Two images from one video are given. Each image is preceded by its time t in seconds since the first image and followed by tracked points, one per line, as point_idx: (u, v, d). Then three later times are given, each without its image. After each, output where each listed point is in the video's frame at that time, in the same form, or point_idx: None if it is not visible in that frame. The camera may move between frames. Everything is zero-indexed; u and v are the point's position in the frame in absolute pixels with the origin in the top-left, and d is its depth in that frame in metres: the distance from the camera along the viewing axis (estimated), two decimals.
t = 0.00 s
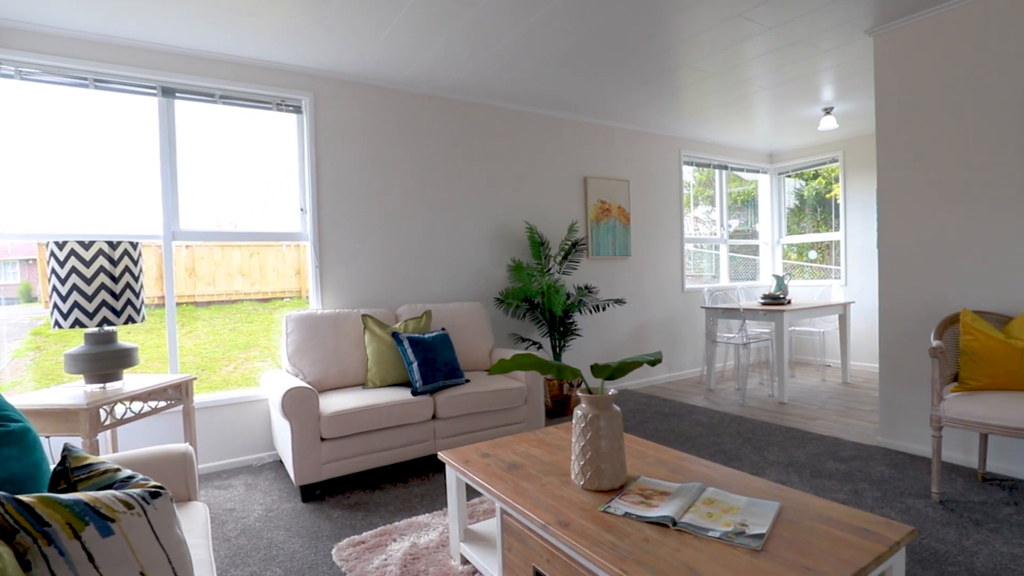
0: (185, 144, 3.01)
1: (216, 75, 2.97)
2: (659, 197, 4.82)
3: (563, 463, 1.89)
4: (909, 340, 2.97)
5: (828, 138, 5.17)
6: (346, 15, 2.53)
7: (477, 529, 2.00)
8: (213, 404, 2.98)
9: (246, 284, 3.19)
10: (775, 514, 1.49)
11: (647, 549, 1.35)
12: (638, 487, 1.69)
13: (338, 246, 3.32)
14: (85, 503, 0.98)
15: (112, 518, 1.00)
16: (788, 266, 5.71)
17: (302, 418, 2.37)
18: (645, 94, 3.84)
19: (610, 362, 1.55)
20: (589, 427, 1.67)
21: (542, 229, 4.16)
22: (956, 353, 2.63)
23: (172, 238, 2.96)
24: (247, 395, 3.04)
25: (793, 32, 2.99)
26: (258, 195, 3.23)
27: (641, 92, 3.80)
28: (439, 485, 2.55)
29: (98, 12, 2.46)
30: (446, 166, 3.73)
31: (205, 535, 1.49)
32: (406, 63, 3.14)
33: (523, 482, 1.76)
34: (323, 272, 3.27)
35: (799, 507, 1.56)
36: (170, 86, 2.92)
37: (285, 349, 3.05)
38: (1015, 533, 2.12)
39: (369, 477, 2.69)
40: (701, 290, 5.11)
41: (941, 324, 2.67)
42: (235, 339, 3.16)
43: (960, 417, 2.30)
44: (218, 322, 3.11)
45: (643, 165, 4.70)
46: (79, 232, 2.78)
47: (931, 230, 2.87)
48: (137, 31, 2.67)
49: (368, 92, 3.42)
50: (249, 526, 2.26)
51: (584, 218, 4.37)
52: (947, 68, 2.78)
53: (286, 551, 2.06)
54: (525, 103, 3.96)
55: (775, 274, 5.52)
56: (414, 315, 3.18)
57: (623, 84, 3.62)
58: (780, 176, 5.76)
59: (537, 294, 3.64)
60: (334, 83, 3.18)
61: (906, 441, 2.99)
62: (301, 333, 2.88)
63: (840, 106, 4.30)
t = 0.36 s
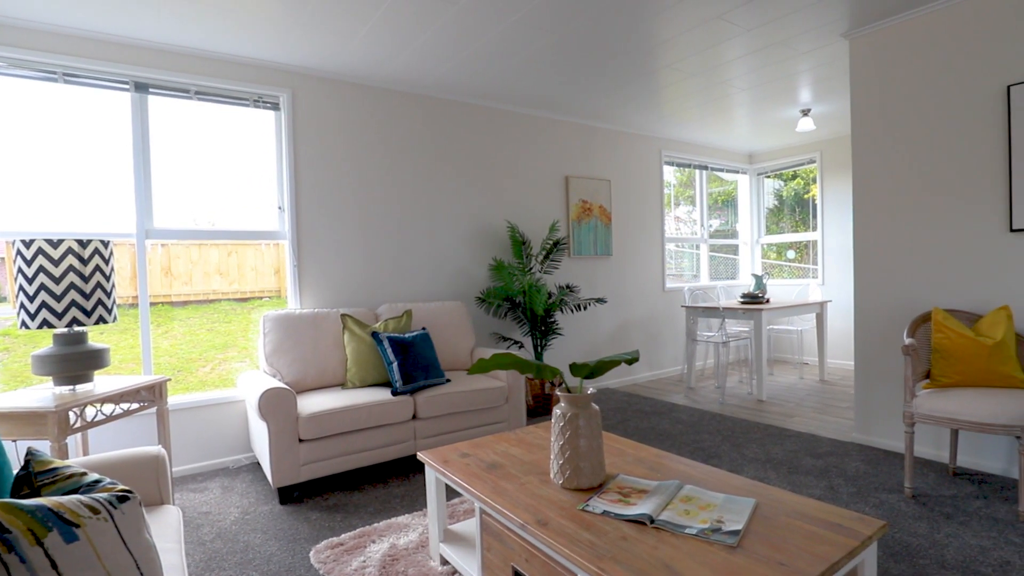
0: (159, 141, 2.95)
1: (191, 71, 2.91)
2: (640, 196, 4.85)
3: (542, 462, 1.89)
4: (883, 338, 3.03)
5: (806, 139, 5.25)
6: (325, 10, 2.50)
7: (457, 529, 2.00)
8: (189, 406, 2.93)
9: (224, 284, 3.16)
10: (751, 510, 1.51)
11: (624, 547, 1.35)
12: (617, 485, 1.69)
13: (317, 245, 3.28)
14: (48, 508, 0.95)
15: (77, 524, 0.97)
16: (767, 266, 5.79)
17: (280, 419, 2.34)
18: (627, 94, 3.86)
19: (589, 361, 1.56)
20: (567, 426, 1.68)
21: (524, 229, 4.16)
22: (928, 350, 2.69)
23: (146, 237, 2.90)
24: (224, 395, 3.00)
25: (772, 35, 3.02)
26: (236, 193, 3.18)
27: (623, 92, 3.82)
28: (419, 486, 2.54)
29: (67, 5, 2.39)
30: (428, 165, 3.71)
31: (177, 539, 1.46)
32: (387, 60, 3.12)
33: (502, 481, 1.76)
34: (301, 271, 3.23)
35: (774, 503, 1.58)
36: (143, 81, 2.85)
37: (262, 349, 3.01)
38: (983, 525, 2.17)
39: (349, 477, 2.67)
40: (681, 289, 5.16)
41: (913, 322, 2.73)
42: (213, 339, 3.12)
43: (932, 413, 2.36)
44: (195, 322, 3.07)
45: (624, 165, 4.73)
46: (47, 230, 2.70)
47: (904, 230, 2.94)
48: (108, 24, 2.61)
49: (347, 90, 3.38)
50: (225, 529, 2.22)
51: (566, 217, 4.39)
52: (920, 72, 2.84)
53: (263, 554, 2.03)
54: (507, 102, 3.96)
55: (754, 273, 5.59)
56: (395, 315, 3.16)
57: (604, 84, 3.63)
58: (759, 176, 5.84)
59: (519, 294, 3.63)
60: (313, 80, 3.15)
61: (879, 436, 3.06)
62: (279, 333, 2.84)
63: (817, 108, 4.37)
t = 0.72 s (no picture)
0: (130, 137, 2.88)
1: (163, 66, 2.85)
2: (620, 196, 4.88)
3: (520, 461, 1.89)
4: (856, 336, 3.09)
5: (783, 140, 5.33)
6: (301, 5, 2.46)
7: (434, 529, 1.99)
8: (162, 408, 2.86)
9: (200, 284, 3.10)
10: (726, 506, 1.53)
11: (600, 545, 1.36)
12: (594, 484, 1.70)
13: (294, 244, 3.24)
14: (4, 516, 0.90)
15: (35, 532, 0.92)
16: (745, 265, 5.87)
17: (255, 421, 2.30)
18: (607, 93, 3.87)
19: (565, 360, 1.56)
20: (544, 425, 1.68)
21: (505, 228, 4.16)
22: (899, 348, 2.75)
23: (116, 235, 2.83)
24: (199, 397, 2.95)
25: (747, 37, 3.06)
26: (211, 191, 3.13)
27: (602, 92, 3.84)
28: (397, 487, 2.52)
29: None
30: (407, 163, 3.68)
31: (146, 545, 1.42)
32: (365, 57, 3.09)
33: (479, 481, 1.75)
34: (278, 270, 3.18)
35: (748, 499, 1.60)
36: (113, 76, 2.78)
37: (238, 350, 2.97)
38: (951, 518, 2.23)
39: (326, 480, 2.64)
40: (661, 288, 5.20)
41: (885, 320, 2.79)
42: (188, 339, 3.07)
43: (903, 409, 2.41)
44: (170, 322, 3.01)
45: (604, 165, 4.76)
46: (11, 228, 2.61)
47: (876, 230, 3.00)
48: (75, 16, 2.53)
49: (325, 87, 3.35)
50: (198, 533, 2.18)
51: (547, 217, 4.39)
52: (891, 75, 2.90)
53: (236, 558, 1.99)
54: (487, 100, 3.95)
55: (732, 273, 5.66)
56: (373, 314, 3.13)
57: (584, 84, 3.65)
58: (738, 176, 5.91)
59: (499, 293, 3.63)
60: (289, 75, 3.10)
61: (853, 432, 3.12)
62: (254, 333, 2.80)
63: (793, 110, 4.44)
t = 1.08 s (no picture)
0: (97, 132, 2.80)
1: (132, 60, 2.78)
2: (600, 196, 4.90)
3: (496, 461, 1.88)
4: (829, 334, 3.14)
5: (760, 141, 5.41)
6: None
7: (411, 531, 1.97)
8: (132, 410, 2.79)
9: (172, 283, 3.03)
10: (700, 504, 1.54)
11: (575, 545, 1.35)
12: (570, 483, 1.70)
13: (269, 243, 3.18)
14: None
15: None
16: (723, 264, 5.94)
17: (228, 423, 2.25)
18: (586, 93, 3.88)
19: (541, 361, 1.55)
20: (521, 425, 1.67)
21: (484, 227, 4.14)
22: (871, 346, 2.81)
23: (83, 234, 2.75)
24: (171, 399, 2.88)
25: (724, 39, 3.10)
26: (183, 188, 3.06)
27: (582, 91, 3.84)
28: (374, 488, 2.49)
29: None
30: (386, 161, 3.65)
31: (111, 553, 1.37)
32: (341, 54, 3.04)
33: (455, 482, 1.74)
34: (252, 269, 3.12)
35: (722, 497, 1.61)
36: (79, 69, 2.70)
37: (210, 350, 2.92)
38: (920, 512, 2.28)
39: (301, 482, 2.60)
40: (640, 287, 5.24)
41: (857, 318, 2.84)
42: (160, 340, 3.00)
43: (873, 405, 2.46)
44: (141, 323, 2.94)
45: (584, 164, 4.77)
46: None
47: (848, 230, 3.05)
48: (37, 7, 2.45)
49: (300, 83, 3.30)
50: (168, 539, 2.13)
51: (526, 216, 4.39)
52: (862, 79, 2.95)
53: (207, 564, 1.95)
54: (466, 99, 3.93)
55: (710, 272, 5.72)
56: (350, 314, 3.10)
57: (563, 83, 3.65)
58: (716, 177, 5.98)
59: (478, 292, 3.61)
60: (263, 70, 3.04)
61: (826, 428, 3.17)
62: (227, 334, 2.75)
63: (769, 111, 4.50)
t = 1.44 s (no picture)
0: (65, 128, 2.72)
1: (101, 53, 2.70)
2: (580, 195, 4.92)
3: (475, 462, 1.87)
4: (804, 332, 3.20)
5: (737, 142, 5.48)
6: None
7: (389, 533, 1.95)
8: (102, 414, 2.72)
9: (144, 283, 2.96)
10: (677, 502, 1.55)
11: (553, 545, 1.35)
12: (549, 483, 1.70)
13: (244, 242, 3.13)
14: None
15: None
16: (701, 264, 6.01)
17: (201, 426, 2.21)
18: (566, 92, 3.88)
19: (519, 360, 1.55)
20: (499, 425, 1.67)
21: (464, 226, 4.13)
22: (844, 344, 2.86)
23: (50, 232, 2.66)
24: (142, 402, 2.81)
25: (701, 41, 3.13)
26: (155, 186, 2.98)
27: (562, 91, 3.85)
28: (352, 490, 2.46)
29: None
30: (364, 159, 3.61)
31: (76, 561, 1.33)
32: (319, 50, 3.00)
33: (433, 483, 1.72)
34: (226, 269, 3.06)
35: (698, 494, 1.63)
36: (45, 63, 2.61)
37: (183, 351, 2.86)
38: (891, 506, 2.33)
39: (277, 486, 2.56)
40: (620, 287, 5.27)
41: (831, 317, 2.90)
42: (132, 341, 2.92)
43: (847, 402, 2.50)
44: (112, 324, 2.86)
45: (564, 164, 4.79)
46: None
47: (822, 230, 3.11)
48: None
49: (276, 80, 3.24)
50: (138, 546, 2.07)
51: (506, 215, 4.38)
52: (835, 81, 3.01)
53: (179, 570, 1.91)
54: (446, 97, 3.91)
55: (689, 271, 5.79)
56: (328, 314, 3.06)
57: (543, 82, 3.65)
58: (694, 177, 6.05)
59: (458, 292, 3.59)
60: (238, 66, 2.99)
61: (801, 425, 3.23)
62: (201, 335, 2.70)
63: (746, 113, 4.56)
